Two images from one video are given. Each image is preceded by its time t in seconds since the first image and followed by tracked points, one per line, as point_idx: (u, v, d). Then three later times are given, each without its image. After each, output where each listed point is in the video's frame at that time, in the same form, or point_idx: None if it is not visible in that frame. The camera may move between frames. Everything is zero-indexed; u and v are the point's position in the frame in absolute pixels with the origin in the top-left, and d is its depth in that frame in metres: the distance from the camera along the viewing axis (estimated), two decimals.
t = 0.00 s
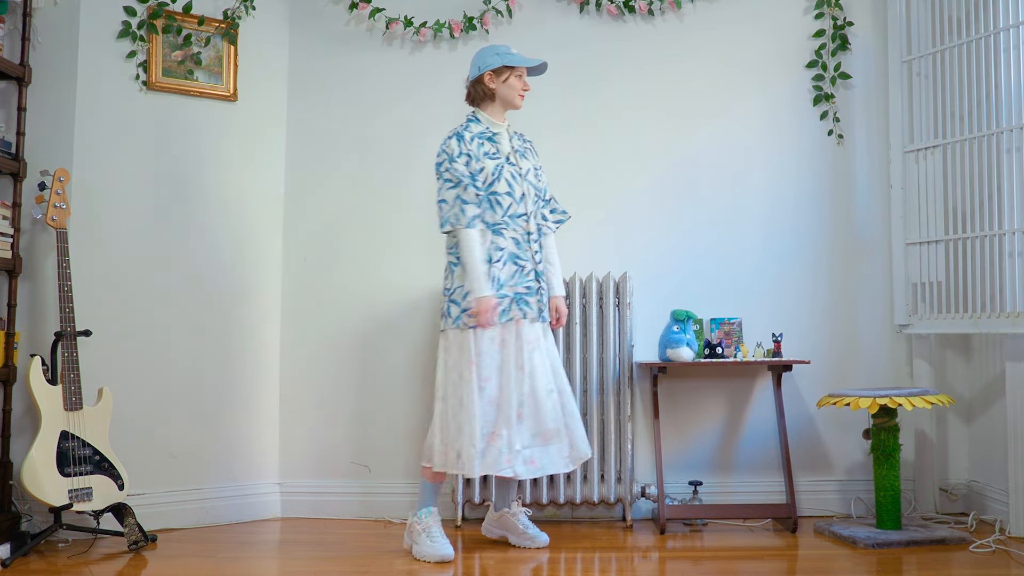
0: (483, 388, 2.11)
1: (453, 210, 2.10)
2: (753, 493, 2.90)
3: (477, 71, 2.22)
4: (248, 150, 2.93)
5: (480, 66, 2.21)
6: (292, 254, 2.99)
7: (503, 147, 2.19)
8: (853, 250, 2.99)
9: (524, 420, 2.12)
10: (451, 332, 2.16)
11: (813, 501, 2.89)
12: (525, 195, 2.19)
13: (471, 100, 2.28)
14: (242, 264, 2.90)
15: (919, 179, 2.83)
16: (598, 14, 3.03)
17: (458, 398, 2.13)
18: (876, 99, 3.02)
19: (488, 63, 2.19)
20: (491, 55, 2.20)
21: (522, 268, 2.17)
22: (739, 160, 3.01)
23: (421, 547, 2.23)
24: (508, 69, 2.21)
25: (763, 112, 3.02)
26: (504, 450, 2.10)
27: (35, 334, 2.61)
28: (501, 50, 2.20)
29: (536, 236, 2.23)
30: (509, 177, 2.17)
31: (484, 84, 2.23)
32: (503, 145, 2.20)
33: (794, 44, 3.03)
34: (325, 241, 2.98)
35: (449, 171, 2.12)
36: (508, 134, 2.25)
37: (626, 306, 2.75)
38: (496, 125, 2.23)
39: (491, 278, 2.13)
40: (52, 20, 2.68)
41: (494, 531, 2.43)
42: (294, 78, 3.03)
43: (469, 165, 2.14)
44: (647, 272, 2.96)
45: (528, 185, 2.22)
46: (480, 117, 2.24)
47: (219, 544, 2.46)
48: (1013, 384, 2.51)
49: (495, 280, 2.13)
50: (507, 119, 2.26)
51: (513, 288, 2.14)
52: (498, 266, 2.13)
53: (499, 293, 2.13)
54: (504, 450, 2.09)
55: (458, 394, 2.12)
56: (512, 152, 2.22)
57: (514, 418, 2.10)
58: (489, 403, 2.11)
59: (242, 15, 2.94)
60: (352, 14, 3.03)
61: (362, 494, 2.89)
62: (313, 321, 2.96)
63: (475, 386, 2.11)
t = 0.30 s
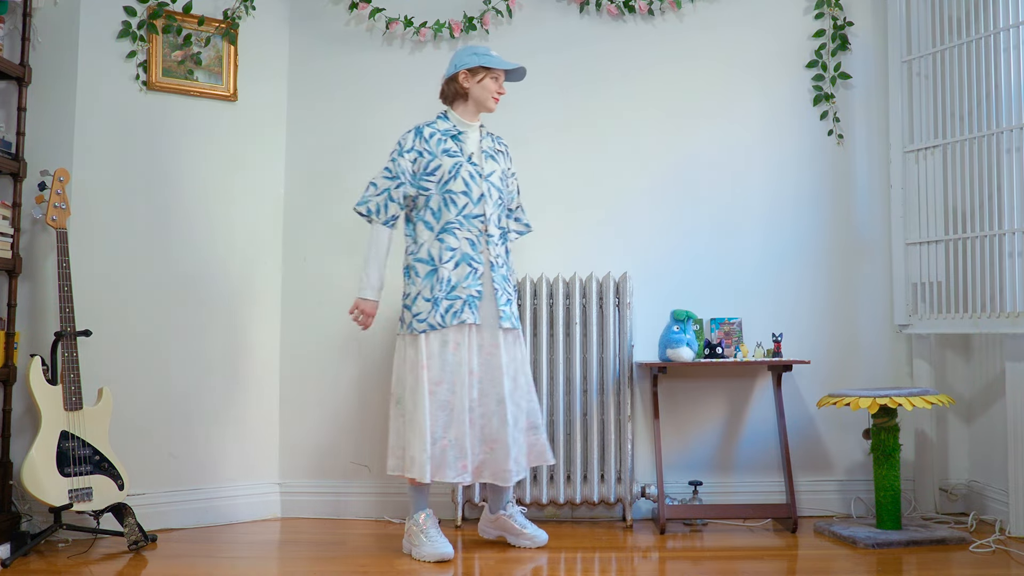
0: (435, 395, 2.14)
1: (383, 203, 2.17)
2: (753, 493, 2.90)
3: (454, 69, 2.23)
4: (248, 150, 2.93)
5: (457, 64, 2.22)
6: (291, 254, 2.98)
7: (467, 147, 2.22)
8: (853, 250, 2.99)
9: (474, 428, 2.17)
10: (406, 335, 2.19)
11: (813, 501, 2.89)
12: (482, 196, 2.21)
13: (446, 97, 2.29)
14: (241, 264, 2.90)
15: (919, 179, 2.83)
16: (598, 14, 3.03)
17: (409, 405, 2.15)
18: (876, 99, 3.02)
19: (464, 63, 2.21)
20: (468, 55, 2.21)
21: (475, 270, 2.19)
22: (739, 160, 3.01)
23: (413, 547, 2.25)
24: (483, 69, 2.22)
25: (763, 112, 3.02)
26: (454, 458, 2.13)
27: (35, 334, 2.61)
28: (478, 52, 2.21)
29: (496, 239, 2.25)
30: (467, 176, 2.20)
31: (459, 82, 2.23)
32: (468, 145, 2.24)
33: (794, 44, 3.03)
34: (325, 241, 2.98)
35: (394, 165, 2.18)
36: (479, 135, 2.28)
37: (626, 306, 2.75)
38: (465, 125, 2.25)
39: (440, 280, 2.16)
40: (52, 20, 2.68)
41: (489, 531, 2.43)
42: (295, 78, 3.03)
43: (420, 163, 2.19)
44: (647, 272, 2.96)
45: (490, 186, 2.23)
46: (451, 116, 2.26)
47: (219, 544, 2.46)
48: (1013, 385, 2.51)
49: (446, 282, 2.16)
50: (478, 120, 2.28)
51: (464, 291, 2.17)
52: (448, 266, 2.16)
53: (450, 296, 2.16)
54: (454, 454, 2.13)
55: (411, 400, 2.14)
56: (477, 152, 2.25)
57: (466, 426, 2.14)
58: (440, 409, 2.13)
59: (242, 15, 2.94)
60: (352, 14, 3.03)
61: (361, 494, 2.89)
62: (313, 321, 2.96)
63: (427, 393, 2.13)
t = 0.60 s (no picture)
0: (405, 396, 2.16)
1: (375, 213, 2.26)
2: (753, 493, 2.90)
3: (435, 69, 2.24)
4: (248, 150, 2.93)
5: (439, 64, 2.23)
6: (291, 254, 2.99)
7: (444, 148, 2.22)
8: (853, 250, 2.99)
9: (444, 430, 2.18)
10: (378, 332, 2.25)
11: (813, 501, 2.89)
12: (458, 196, 2.21)
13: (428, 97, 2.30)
14: (241, 264, 2.90)
15: (919, 179, 2.83)
16: (598, 14, 3.03)
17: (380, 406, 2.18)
18: (875, 99, 3.02)
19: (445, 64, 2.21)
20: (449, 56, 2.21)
21: (445, 270, 2.18)
22: (739, 160, 3.01)
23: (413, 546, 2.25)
24: (464, 70, 2.22)
25: (763, 112, 3.02)
26: (421, 460, 2.15)
27: (35, 334, 2.61)
28: (459, 53, 2.21)
29: (473, 239, 2.23)
30: (441, 176, 2.19)
31: (440, 83, 2.24)
32: (446, 146, 2.23)
33: (794, 44, 3.03)
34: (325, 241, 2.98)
35: (377, 174, 2.24)
36: (461, 134, 2.28)
37: (626, 306, 2.75)
38: (445, 126, 2.26)
39: (407, 278, 2.18)
40: (52, 20, 2.68)
41: (487, 532, 2.42)
42: (295, 78, 3.03)
43: (397, 167, 2.21)
44: (647, 272, 2.96)
45: (466, 186, 2.23)
46: (431, 117, 2.27)
47: (219, 544, 2.46)
48: (1013, 385, 2.51)
49: (413, 281, 2.18)
50: (458, 120, 2.28)
51: (430, 291, 2.16)
52: (415, 265, 2.17)
53: (414, 295, 2.16)
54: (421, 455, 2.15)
55: (382, 400, 2.18)
56: (455, 152, 2.25)
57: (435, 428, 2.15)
58: (410, 410, 2.16)
59: (242, 15, 2.94)
60: (352, 14, 3.03)
61: (360, 494, 2.89)
62: (313, 322, 2.96)
63: (396, 393, 2.16)
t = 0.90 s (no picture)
0: (403, 396, 2.16)
1: (374, 213, 2.23)
2: (753, 493, 2.90)
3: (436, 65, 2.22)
4: (248, 150, 2.93)
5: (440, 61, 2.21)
6: (291, 254, 2.99)
7: (444, 148, 2.22)
8: (853, 250, 2.99)
9: (442, 431, 2.16)
10: (376, 334, 2.24)
11: (813, 501, 2.89)
12: (458, 196, 2.21)
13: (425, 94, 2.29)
14: (240, 265, 2.90)
15: (919, 179, 2.83)
16: (598, 14, 3.03)
17: (376, 405, 2.18)
18: (875, 99, 3.02)
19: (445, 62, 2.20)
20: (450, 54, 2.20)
21: (447, 271, 2.18)
22: (739, 160, 3.01)
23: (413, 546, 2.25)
24: (464, 70, 2.21)
25: (763, 112, 3.02)
26: (420, 460, 2.14)
27: (35, 334, 2.61)
28: (459, 53, 2.20)
29: (474, 239, 2.24)
30: (442, 177, 2.20)
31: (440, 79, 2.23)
32: (445, 145, 2.24)
33: (794, 44, 3.03)
34: (325, 241, 2.98)
35: (377, 173, 2.22)
36: (460, 134, 2.29)
37: (626, 305, 2.75)
38: (442, 124, 2.26)
39: (410, 280, 2.17)
40: (52, 20, 2.68)
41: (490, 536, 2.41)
42: (295, 78, 3.03)
43: (398, 166, 2.20)
44: (647, 272, 2.96)
45: (466, 186, 2.23)
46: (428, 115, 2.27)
47: (219, 544, 2.46)
48: (1013, 385, 2.51)
49: (416, 282, 2.16)
50: (456, 119, 2.28)
51: (434, 292, 2.16)
52: (418, 267, 2.17)
53: (418, 296, 2.15)
54: (421, 456, 2.14)
55: (378, 401, 2.18)
56: (455, 152, 2.25)
57: (433, 428, 2.14)
58: (408, 410, 2.16)
59: (242, 15, 2.93)
60: (352, 14, 3.03)
61: (360, 494, 2.89)
62: (313, 322, 2.96)
63: (395, 393, 2.16)
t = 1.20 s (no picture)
0: (434, 396, 2.16)
1: (397, 210, 2.16)
2: (753, 493, 2.90)
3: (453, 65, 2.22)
4: (248, 150, 2.93)
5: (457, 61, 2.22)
6: (292, 254, 2.99)
7: (467, 148, 2.23)
8: (853, 250, 2.99)
9: (475, 430, 2.17)
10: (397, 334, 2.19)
11: (813, 501, 2.89)
12: (484, 196, 2.23)
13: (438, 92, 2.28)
14: (240, 265, 2.90)
15: (919, 179, 2.83)
16: (598, 14, 3.03)
17: (403, 404, 2.15)
18: (876, 99, 3.02)
19: (464, 62, 2.21)
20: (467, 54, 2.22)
21: (477, 271, 2.19)
22: (739, 160, 3.01)
23: (414, 546, 2.25)
24: (482, 70, 2.23)
25: (763, 112, 3.02)
26: (452, 460, 2.15)
27: (35, 334, 2.61)
28: (476, 53, 2.22)
29: (496, 240, 2.26)
30: (471, 177, 2.20)
31: (456, 79, 2.23)
32: (467, 145, 2.24)
33: (794, 44, 3.03)
34: (325, 241, 2.98)
35: (403, 170, 2.16)
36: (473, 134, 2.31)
37: (626, 305, 2.75)
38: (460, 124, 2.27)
39: (442, 280, 2.16)
40: (52, 20, 2.67)
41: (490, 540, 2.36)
42: (295, 78, 3.03)
43: (426, 164, 2.17)
44: (647, 272, 2.96)
45: (490, 187, 2.26)
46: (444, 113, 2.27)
47: (219, 544, 2.46)
48: (1013, 385, 2.51)
49: (447, 282, 2.16)
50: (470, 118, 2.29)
51: (465, 292, 2.17)
52: (451, 267, 2.16)
53: (450, 296, 2.16)
54: (454, 455, 2.15)
55: (409, 401, 2.15)
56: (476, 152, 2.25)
57: (467, 428, 2.15)
58: (440, 410, 2.16)
59: (242, 15, 2.93)
60: (352, 14, 3.03)
61: (361, 494, 2.89)
62: (313, 321, 2.96)
63: (426, 394, 2.15)
